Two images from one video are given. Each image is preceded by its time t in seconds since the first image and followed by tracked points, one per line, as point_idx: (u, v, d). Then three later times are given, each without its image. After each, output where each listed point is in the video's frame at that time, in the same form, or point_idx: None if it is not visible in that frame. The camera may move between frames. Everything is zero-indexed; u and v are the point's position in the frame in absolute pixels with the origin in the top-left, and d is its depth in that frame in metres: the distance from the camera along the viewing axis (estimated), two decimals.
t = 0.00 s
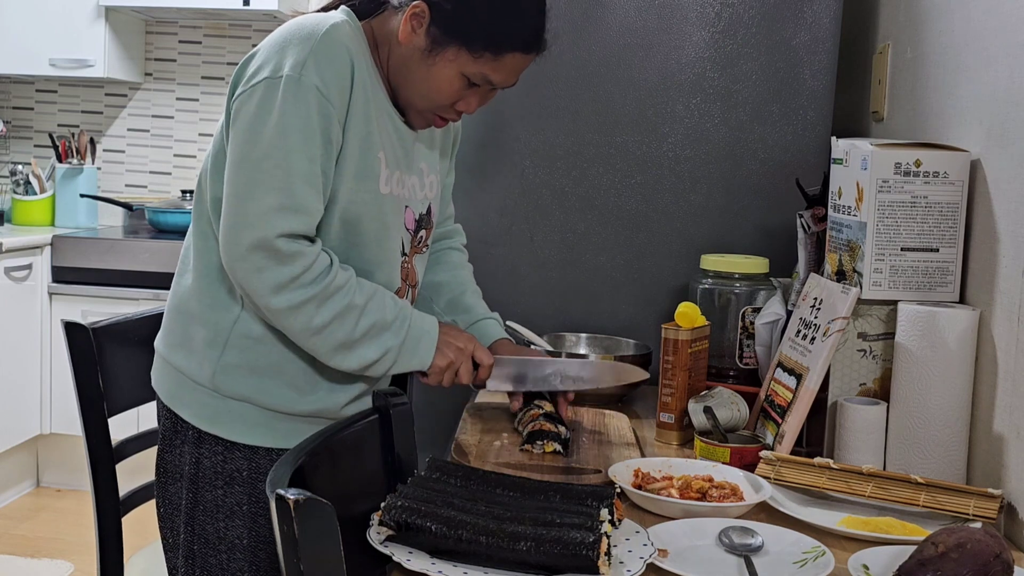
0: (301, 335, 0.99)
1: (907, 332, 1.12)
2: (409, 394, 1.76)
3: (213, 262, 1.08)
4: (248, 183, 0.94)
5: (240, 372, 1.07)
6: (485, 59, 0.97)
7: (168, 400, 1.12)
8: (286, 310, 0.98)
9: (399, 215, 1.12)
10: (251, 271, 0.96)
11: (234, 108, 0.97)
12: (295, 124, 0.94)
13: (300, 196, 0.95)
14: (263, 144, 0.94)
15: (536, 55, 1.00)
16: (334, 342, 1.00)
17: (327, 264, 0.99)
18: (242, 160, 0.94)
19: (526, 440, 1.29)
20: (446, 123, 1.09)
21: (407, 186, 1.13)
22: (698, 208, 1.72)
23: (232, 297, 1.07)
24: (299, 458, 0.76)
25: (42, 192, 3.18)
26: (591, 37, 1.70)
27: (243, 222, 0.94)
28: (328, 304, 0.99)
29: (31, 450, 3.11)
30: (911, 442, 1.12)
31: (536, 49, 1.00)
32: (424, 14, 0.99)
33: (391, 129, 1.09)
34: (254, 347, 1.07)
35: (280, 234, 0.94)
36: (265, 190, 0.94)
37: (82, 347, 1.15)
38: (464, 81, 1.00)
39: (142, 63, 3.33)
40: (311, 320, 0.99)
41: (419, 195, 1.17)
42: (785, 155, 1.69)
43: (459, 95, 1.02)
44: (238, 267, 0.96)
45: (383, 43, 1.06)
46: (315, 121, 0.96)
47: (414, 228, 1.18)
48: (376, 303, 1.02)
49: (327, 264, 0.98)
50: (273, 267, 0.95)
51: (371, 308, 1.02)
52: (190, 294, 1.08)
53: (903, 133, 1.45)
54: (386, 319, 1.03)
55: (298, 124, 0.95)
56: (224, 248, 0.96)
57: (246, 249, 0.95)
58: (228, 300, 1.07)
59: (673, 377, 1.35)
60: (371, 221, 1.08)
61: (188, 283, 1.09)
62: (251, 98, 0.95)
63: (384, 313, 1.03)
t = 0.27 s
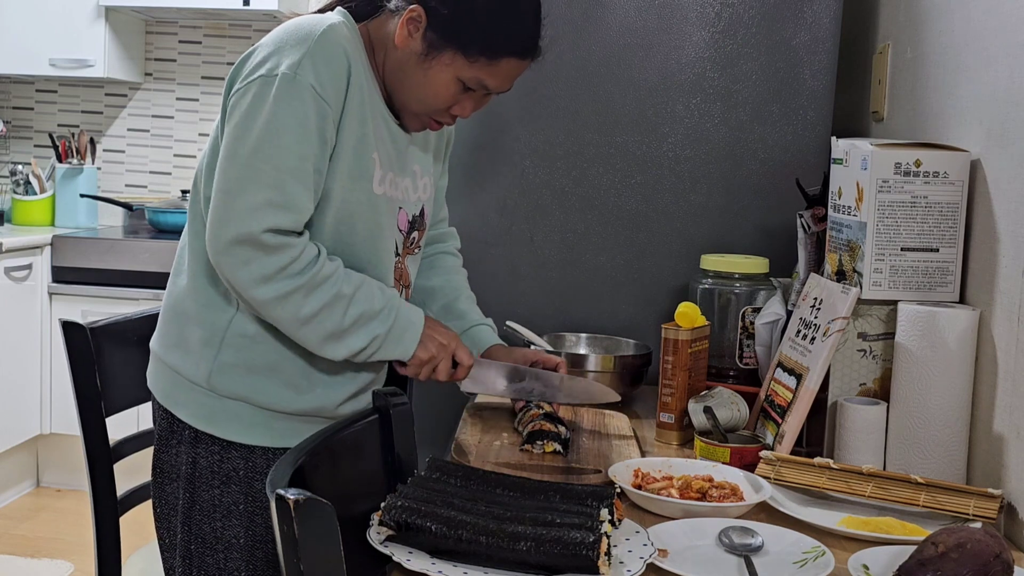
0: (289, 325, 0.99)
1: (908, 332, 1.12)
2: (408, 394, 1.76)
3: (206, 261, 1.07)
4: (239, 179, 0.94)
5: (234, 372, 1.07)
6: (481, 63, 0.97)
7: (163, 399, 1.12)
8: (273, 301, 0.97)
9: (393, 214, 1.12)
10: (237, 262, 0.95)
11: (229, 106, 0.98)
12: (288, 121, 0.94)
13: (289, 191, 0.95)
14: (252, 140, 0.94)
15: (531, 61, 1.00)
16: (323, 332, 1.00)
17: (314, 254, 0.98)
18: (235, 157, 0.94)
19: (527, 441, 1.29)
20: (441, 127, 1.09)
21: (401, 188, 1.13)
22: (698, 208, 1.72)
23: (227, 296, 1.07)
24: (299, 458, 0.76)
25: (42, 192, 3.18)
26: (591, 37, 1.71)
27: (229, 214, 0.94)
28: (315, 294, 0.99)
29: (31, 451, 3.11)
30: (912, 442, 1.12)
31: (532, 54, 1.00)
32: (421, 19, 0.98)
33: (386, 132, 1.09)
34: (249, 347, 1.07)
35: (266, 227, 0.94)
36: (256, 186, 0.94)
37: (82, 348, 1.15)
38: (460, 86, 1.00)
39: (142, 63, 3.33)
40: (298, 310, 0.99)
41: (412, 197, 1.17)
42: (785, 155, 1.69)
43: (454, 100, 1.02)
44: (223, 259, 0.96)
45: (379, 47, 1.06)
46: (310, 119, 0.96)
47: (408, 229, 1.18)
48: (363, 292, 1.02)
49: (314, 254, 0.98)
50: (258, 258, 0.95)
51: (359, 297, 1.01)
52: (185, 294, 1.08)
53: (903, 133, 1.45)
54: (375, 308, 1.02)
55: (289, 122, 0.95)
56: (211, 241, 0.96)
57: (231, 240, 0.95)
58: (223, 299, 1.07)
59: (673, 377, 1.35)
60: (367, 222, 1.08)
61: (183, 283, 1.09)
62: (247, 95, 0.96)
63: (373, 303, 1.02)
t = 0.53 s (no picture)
0: (310, 321, 0.99)
1: (908, 332, 1.12)
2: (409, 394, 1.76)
3: (209, 261, 1.07)
4: (248, 175, 0.94)
5: (239, 371, 1.07)
6: (479, 63, 0.97)
7: (165, 399, 1.12)
8: (291, 297, 0.98)
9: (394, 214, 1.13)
10: (253, 260, 0.95)
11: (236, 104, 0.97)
12: (295, 116, 0.94)
13: (301, 187, 0.95)
14: (264, 137, 0.94)
15: (529, 61, 1.00)
16: (343, 324, 1.00)
17: (330, 248, 0.98)
18: (244, 154, 0.94)
19: (527, 441, 1.29)
20: (439, 127, 1.09)
21: (400, 186, 1.14)
22: (698, 208, 1.72)
23: (229, 294, 1.07)
24: (299, 458, 0.76)
25: (42, 192, 3.18)
26: (591, 36, 1.70)
27: (242, 213, 0.94)
28: (333, 286, 0.99)
29: (31, 451, 3.11)
30: (912, 442, 1.12)
31: (530, 55, 1.00)
32: (420, 18, 0.98)
33: (387, 131, 1.09)
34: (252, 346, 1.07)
35: (282, 223, 0.94)
36: (266, 183, 0.94)
37: (81, 348, 1.15)
38: (458, 85, 1.01)
39: (142, 63, 3.33)
40: (317, 304, 0.98)
41: (411, 196, 1.17)
42: (785, 155, 1.69)
43: (452, 99, 1.02)
44: (239, 258, 0.96)
45: (379, 45, 1.06)
46: (316, 115, 0.96)
47: (406, 228, 1.18)
48: (382, 282, 1.02)
49: (329, 248, 0.98)
50: (275, 254, 0.95)
51: (377, 285, 1.02)
52: (187, 293, 1.08)
53: (903, 133, 1.45)
54: (394, 298, 1.03)
55: (299, 117, 0.95)
56: (225, 241, 0.96)
57: (246, 239, 0.94)
58: (226, 299, 1.07)
59: (672, 377, 1.35)
60: (369, 220, 1.08)
61: (184, 282, 1.09)
62: (253, 93, 0.95)
63: (392, 291, 1.02)
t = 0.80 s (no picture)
0: (330, 329, 0.99)
1: (908, 332, 1.12)
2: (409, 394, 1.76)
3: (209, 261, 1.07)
4: (262, 181, 0.94)
5: (240, 371, 1.07)
6: (479, 66, 0.98)
7: (166, 399, 1.11)
8: (309, 304, 0.98)
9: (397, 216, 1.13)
10: (272, 267, 0.96)
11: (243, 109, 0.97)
12: (309, 122, 0.95)
13: (316, 193, 0.95)
14: (278, 143, 0.93)
15: (530, 64, 1.00)
16: (362, 331, 1.00)
17: (349, 254, 0.98)
18: (258, 160, 0.94)
19: (526, 441, 1.29)
20: (441, 128, 1.10)
21: (403, 186, 1.14)
22: (698, 208, 1.72)
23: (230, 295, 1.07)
24: (299, 458, 0.76)
25: (42, 192, 3.18)
26: (591, 36, 1.70)
27: (258, 220, 0.94)
28: (351, 294, 0.99)
29: (31, 451, 3.11)
30: (912, 442, 1.12)
31: (531, 58, 1.00)
32: (420, 19, 0.98)
33: (390, 130, 1.09)
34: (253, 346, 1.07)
35: (299, 229, 0.94)
36: (281, 189, 0.94)
37: (81, 348, 1.15)
38: (458, 88, 1.01)
39: (142, 63, 3.33)
40: (336, 312, 0.98)
41: (414, 196, 1.17)
42: (785, 155, 1.69)
43: (452, 102, 1.02)
44: (257, 265, 0.96)
45: (382, 45, 1.06)
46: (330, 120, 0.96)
47: (411, 228, 1.19)
48: (399, 288, 1.02)
49: (348, 255, 0.98)
50: (292, 261, 0.95)
51: (395, 293, 1.01)
52: (188, 294, 1.08)
53: (903, 133, 1.45)
54: (410, 304, 1.02)
55: (310, 123, 0.94)
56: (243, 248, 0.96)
57: (266, 246, 0.95)
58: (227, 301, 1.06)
59: (672, 377, 1.35)
60: (371, 220, 1.08)
61: (183, 282, 1.09)
62: (262, 97, 0.95)
63: (409, 297, 1.02)
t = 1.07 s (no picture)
0: (290, 332, 0.99)
1: (908, 332, 1.12)
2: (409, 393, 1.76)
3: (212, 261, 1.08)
4: (248, 178, 0.94)
5: (242, 371, 1.07)
6: (482, 73, 0.98)
7: (168, 399, 1.12)
8: (278, 307, 0.98)
9: (403, 219, 1.12)
10: (245, 264, 0.96)
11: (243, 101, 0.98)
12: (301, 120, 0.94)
13: (300, 192, 0.95)
14: (264, 139, 0.94)
15: (536, 71, 1.00)
16: (321, 342, 1.00)
17: (324, 260, 0.98)
18: (246, 155, 0.94)
19: (526, 441, 1.30)
20: (445, 132, 1.10)
21: (411, 189, 1.13)
22: (698, 208, 1.72)
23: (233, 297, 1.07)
24: (299, 458, 0.76)
25: (42, 192, 3.18)
26: (591, 36, 1.70)
27: (241, 216, 0.94)
28: (317, 304, 0.99)
29: (31, 450, 3.11)
30: (912, 443, 1.12)
31: (538, 66, 1.00)
32: (427, 24, 0.98)
33: (395, 130, 1.09)
34: (255, 347, 1.07)
35: (275, 229, 0.94)
36: (266, 186, 0.94)
37: (82, 347, 1.15)
38: (462, 93, 1.01)
39: (142, 63, 3.33)
40: (302, 317, 0.99)
41: (423, 196, 1.17)
42: (785, 155, 1.69)
43: (457, 107, 1.03)
44: (233, 260, 0.96)
45: (388, 47, 1.06)
46: (322, 118, 0.96)
47: (419, 229, 1.18)
48: (368, 302, 1.02)
49: (323, 261, 0.98)
50: (265, 262, 0.95)
51: (362, 307, 1.01)
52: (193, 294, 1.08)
53: (903, 133, 1.45)
54: (375, 321, 1.02)
55: (300, 121, 0.94)
56: (219, 242, 0.96)
57: (242, 242, 0.94)
58: (229, 301, 1.07)
59: (672, 377, 1.35)
60: (373, 221, 1.07)
61: (188, 282, 1.09)
62: (260, 92, 0.96)
63: (373, 315, 1.02)
